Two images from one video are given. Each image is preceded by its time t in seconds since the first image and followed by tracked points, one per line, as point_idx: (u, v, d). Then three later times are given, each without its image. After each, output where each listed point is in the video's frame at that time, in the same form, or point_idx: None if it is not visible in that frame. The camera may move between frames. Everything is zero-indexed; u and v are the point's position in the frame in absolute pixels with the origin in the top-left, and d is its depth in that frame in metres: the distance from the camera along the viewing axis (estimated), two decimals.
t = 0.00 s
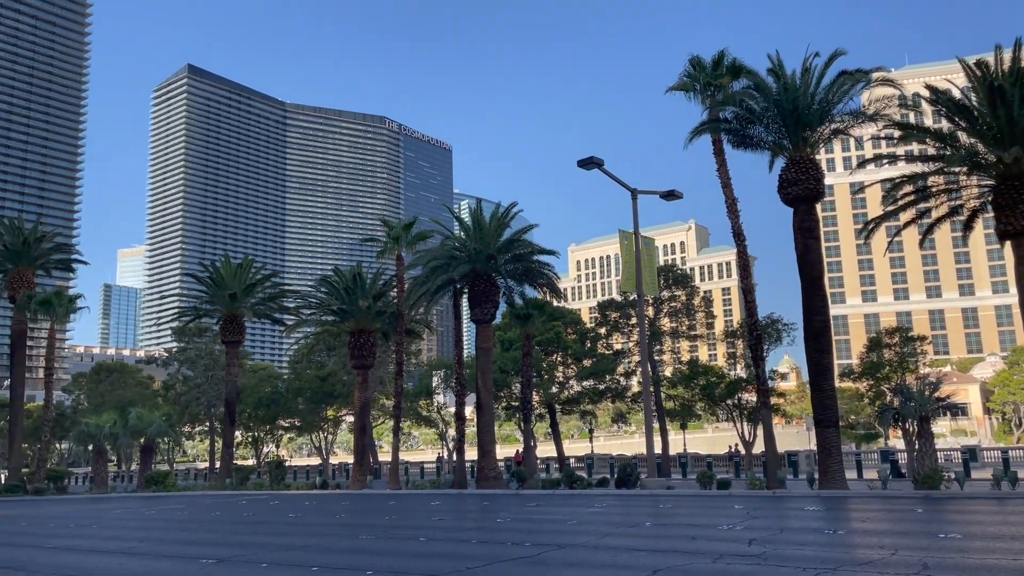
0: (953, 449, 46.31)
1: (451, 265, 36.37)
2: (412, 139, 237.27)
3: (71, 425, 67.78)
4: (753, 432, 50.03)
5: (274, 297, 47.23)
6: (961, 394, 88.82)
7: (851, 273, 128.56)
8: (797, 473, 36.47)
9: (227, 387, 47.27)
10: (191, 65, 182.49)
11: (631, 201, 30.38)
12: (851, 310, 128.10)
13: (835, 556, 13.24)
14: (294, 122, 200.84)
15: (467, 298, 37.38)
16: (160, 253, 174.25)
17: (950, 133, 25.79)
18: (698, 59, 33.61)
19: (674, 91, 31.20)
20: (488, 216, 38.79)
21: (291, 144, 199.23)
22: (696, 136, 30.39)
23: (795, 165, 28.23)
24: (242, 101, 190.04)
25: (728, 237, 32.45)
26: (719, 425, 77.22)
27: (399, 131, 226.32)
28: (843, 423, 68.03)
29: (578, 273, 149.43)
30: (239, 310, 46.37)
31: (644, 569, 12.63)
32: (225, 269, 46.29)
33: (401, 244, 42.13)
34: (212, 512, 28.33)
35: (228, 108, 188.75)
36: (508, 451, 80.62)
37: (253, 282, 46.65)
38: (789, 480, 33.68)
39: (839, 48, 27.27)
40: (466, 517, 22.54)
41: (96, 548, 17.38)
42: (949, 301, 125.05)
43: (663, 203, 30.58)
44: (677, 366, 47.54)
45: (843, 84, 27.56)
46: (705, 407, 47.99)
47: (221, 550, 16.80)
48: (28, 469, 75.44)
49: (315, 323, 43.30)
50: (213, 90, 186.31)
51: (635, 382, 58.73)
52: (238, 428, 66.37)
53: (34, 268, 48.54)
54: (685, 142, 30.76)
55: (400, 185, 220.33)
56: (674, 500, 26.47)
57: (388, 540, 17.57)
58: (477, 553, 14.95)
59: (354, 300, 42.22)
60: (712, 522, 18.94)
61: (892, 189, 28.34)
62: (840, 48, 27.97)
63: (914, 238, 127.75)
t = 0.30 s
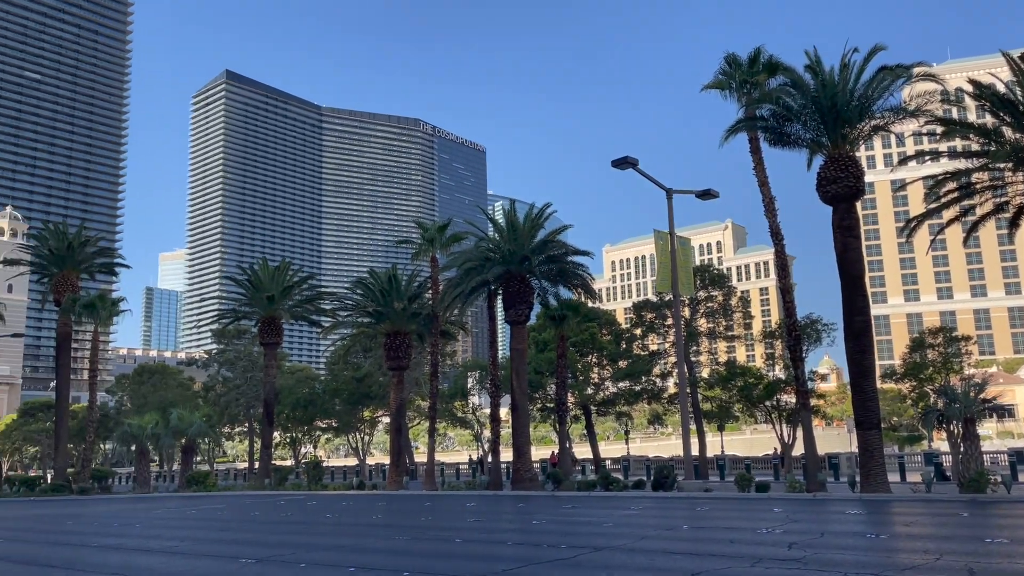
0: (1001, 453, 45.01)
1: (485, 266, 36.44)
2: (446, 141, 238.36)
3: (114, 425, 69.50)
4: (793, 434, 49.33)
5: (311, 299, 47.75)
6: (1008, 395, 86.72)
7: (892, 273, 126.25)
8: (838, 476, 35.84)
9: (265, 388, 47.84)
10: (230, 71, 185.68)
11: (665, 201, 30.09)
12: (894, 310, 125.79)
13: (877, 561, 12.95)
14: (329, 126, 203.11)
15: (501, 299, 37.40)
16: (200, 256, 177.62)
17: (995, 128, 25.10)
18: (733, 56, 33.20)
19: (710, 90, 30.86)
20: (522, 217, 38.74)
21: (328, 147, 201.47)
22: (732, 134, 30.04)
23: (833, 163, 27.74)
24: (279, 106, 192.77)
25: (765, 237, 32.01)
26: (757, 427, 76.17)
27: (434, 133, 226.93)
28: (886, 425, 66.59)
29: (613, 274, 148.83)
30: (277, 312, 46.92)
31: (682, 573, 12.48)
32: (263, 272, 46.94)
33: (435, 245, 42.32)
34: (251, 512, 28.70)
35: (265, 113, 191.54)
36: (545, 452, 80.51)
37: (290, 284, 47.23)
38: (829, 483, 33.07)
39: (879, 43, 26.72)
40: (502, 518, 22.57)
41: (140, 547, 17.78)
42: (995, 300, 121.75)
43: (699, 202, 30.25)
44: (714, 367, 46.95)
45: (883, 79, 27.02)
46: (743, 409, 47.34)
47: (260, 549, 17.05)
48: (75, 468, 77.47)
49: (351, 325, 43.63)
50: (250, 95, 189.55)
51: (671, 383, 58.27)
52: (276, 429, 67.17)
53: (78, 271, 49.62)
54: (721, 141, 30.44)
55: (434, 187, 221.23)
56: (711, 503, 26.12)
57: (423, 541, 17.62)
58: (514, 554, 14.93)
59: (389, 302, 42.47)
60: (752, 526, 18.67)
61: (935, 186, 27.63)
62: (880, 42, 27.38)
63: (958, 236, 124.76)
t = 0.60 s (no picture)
0: None
1: (518, 266, 36.43)
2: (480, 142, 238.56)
3: (156, 425, 70.94)
4: (832, 434, 48.60)
5: (346, 301, 48.13)
6: None
7: (934, 270, 123.82)
8: (879, 477, 35.19)
9: (302, 389, 48.36)
10: (266, 76, 188.14)
11: (700, 199, 29.81)
12: (936, 308, 123.47)
13: (923, 563, 12.67)
14: (364, 129, 204.88)
15: (534, 299, 37.39)
16: (238, 259, 180.65)
17: None
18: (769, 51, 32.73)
19: (745, 86, 30.47)
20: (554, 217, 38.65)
21: (362, 150, 203.24)
22: (768, 131, 29.65)
23: (872, 158, 27.25)
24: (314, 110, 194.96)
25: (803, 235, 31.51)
26: (796, 427, 75.01)
27: (467, 134, 227.23)
28: (929, 426, 65.28)
29: (648, 273, 148.03)
30: (313, 313, 47.49)
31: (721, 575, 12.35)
32: (300, 274, 47.50)
33: (469, 246, 42.48)
34: (289, 512, 29.06)
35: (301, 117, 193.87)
36: (581, 453, 80.42)
37: (326, 286, 47.71)
38: (871, 485, 32.44)
39: (918, 37, 26.18)
40: (539, 519, 22.51)
41: (182, 546, 18.08)
42: None
43: (734, 200, 29.91)
44: (751, 367, 46.39)
45: (922, 73, 26.45)
46: (781, 409, 46.72)
47: (299, 548, 17.25)
48: (119, 468, 79.20)
49: (386, 326, 43.97)
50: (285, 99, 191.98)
51: (708, 383, 57.66)
52: (313, 429, 67.76)
53: (121, 275, 50.74)
54: (757, 138, 30.06)
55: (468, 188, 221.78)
56: (749, 504, 25.79)
57: (460, 541, 17.67)
58: (551, 554, 14.94)
59: (424, 302, 42.69)
60: (791, 527, 18.41)
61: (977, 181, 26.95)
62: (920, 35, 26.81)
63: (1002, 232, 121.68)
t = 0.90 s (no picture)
0: None
1: (550, 266, 36.42)
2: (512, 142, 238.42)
3: (196, 426, 72.24)
4: (871, 433, 47.95)
5: (380, 301, 48.53)
6: None
7: (975, 265, 121.25)
8: (919, 476, 34.63)
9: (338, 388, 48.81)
10: (299, 80, 190.19)
11: (734, 195, 29.59)
12: (977, 304, 120.33)
13: (965, 563, 12.46)
14: (395, 130, 206.26)
15: (567, 298, 37.35)
16: (274, 262, 183.47)
17: None
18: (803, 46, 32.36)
19: (778, 81, 30.18)
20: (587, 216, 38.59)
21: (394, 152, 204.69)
22: (803, 125, 29.32)
23: (910, 152, 26.83)
24: (346, 112, 196.80)
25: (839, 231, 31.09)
26: (834, 427, 74.00)
27: (499, 134, 226.99)
28: (972, 423, 64.01)
29: (681, 271, 147.00)
30: (347, 314, 47.98)
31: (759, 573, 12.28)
32: (334, 275, 47.98)
33: (501, 246, 42.58)
34: (326, 511, 29.49)
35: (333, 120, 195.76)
36: (617, 452, 80.26)
37: (360, 286, 48.16)
38: (912, 484, 31.87)
39: (956, 28, 25.69)
40: (573, 518, 22.53)
41: (222, 544, 18.40)
42: None
43: (768, 196, 29.64)
44: (787, 365, 45.86)
45: (961, 64, 25.96)
46: (818, 407, 46.13)
47: (336, 546, 17.48)
48: (160, 467, 80.72)
49: (420, 326, 44.26)
50: (318, 103, 194.06)
51: (743, 382, 57.14)
52: (349, 429, 68.40)
53: (160, 278, 51.73)
54: (792, 133, 29.74)
55: (500, 188, 221.95)
56: (786, 503, 25.53)
57: (494, 540, 17.74)
58: (585, 554, 14.93)
59: (457, 302, 42.87)
60: (829, 527, 18.19)
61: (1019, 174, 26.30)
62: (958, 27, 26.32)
63: None
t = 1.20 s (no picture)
0: None
1: (579, 264, 36.33)
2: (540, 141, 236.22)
3: (230, 425, 73.31)
4: (908, 431, 47.19)
5: (410, 301, 48.80)
6: None
7: (1014, 259, 118.65)
8: (958, 474, 33.98)
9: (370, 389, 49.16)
10: (328, 82, 191.78)
11: (764, 191, 29.28)
12: (1016, 298, 117.84)
13: (1006, 563, 12.19)
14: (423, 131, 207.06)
15: (596, 297, 37.23)
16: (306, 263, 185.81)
17: None
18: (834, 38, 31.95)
19: (809, 75, 29.81)
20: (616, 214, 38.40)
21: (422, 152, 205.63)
22: (835, 120, 28.94)
23: (945, 145, 26.33)
24: (374, 114, 198.09)
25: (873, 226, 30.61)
26: (869, 424, 72.89)
27: (526, 133, 225.37)
28: (1014, 420, 62.61)
29: (711, 268, 145.82)
30: (378, 314, 48.24)
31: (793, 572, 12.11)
32: (364, 276, 48.36)
33: (529, 245, 42.59)
34: (359, 509, 29.76)
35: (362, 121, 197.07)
36: (648, 450, 79.84)
37: (390, 287, 48.47)
38: (949, 482, 31.29)
39: (992, 18, 25.22)
40: (605, 517, 22.46)
41: (258, 543, 18.65)
42: None
43: (800, 191, 29.29)
44: (820, 362, 45.25)
45: (997, 54, 25.46)
46: (853, 404, 45.51)
47: (369, 545, 17.62)
48: (196, 467, 81.94)
49: (450, 326, 44.41)
50: (346, 105, 195.66)
51: (776, 379, 56.56)
52: (381, 428, 68.85)
53: (194, 280, 52.48)
54: (823, 128, 29.36)
55: (528, 187, 221.73)
56: (821, 503, 25.19)
57: (525, 539, 17.75)
58: (618, 553, 14.85)
59: (486, 302, 42.99)
60: (865, 525, 17.93)
61: None
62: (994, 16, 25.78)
63: None
